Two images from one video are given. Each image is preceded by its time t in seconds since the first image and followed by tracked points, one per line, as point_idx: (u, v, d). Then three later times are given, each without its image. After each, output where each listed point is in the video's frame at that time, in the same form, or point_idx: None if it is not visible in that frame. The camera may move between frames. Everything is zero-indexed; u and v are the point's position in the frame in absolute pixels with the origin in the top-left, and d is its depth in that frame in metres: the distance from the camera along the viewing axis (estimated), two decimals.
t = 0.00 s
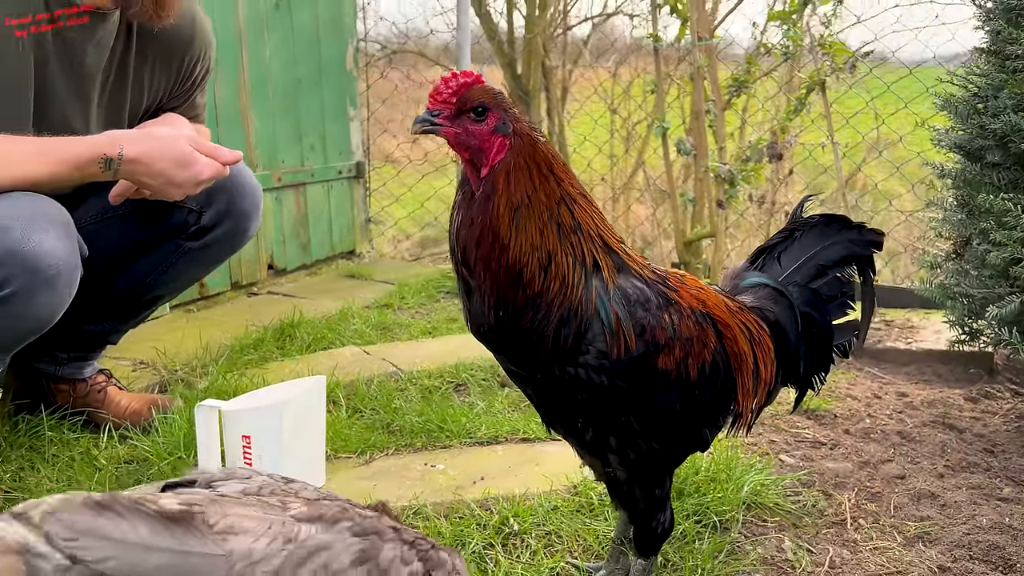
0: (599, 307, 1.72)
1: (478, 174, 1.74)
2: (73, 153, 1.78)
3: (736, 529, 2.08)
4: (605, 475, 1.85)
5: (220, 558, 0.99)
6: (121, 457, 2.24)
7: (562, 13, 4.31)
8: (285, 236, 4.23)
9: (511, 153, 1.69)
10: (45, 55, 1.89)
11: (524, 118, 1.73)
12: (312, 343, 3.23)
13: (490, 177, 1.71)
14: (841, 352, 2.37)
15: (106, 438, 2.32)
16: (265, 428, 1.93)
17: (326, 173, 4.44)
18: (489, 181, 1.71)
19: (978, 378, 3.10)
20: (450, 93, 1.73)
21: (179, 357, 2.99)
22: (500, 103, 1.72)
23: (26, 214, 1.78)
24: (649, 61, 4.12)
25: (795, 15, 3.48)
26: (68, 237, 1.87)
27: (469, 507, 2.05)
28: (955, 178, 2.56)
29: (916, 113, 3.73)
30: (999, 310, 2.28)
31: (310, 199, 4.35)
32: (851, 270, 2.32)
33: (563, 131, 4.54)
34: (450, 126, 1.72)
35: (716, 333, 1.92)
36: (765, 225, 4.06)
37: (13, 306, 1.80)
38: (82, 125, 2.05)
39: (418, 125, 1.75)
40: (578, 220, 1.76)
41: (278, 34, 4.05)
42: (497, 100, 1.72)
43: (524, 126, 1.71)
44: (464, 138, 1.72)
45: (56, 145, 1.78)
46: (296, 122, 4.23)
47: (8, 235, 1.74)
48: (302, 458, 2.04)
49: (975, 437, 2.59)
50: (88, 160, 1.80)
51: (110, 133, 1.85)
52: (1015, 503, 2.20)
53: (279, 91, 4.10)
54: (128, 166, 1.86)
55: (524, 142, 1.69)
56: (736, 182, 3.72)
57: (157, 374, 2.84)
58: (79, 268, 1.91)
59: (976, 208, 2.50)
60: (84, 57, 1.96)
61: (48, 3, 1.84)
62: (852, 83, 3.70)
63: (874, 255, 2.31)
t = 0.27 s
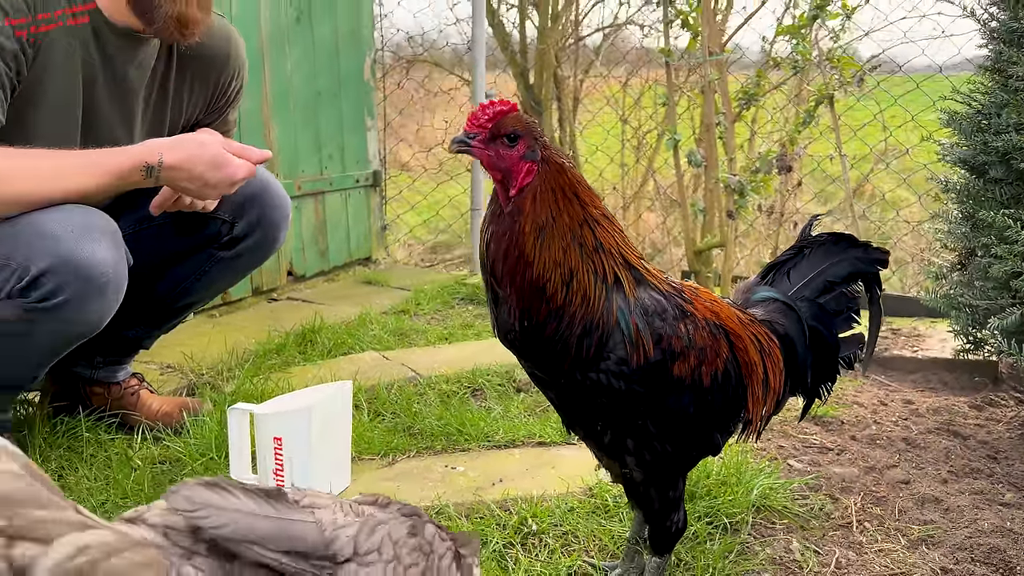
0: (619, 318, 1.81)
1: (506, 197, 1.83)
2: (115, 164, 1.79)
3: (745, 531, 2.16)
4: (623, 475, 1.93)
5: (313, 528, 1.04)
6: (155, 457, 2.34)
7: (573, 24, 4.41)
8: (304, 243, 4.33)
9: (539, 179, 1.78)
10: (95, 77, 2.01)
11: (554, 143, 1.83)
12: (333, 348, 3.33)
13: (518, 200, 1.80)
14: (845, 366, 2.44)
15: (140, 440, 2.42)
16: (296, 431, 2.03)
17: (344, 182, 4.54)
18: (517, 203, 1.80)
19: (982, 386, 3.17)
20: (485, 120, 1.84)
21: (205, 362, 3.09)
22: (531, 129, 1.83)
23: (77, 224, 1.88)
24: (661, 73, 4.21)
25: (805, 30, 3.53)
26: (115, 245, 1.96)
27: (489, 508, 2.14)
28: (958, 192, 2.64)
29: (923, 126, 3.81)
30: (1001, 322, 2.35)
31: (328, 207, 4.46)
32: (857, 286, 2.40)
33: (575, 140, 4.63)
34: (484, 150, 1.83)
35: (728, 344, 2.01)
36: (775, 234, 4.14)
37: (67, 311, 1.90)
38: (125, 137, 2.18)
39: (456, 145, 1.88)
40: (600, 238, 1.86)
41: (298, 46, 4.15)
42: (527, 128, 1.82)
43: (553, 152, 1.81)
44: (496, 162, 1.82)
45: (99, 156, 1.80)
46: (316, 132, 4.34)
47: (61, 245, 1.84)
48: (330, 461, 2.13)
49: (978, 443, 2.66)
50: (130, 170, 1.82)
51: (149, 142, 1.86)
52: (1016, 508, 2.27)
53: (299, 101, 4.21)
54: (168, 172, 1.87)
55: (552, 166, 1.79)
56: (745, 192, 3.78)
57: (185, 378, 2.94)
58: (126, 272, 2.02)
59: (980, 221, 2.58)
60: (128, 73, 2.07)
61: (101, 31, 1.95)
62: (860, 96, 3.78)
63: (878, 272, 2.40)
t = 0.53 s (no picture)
0: (643, 329, 1.90)
1: (541, 218, 1.95)
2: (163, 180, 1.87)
3: (758, 533, 2.25)
4: (643, 477, 2.02)
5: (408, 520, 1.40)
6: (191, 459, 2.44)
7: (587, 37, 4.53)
8: (325, 252, 4.44)
9: (573, 202, 1.90)
10: (140, 101, 2.13)
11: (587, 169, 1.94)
12: (355, 355, 3.43)
13: (552, 220, 1.92)
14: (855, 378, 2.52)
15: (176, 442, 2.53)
16: (329, 435, 2.14)
17: (363, 192, 4.66)
18: (551, 223, 1.91)
19: (989, 396, 3.25)
20: (524, 146, 1.95)
21: (233, 368, 3.19)
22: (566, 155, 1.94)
23: (132, 239, 2.00)
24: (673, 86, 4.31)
25: (815, 46, 3.62)
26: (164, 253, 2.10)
27: (512, 510, 2.23)
28: (964, 207, 2.72)
29: (931, 140, 3.89)
30: (1005, 334, 2.44)
31: (348, 217, 4.57)
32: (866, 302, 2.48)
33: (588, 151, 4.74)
34: (524, 175, 1.94)
35: (745, 355, 2.10)
36: (785, 245, 4.22)
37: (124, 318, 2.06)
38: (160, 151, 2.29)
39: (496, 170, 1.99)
40: (626, 255, 1.96)
41: (321, 60, 4.27)
42: (563, 155, 1.93)
43: (586, 177, 1.92)
44: (533, 186, 1.93)
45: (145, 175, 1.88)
46: (337, 144, 4.46)
47: (121, 261, 1.98)
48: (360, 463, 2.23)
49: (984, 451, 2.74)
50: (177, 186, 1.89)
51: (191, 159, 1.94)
52: (1020, 514, 2.35)
53: (321, 114, 4.32)
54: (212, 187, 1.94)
55: (585, 191, 1.90)
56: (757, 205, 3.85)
57: (215, 383, 3.04)
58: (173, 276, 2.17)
59: (985, 236, 2.66)
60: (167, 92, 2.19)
61: (144, 61, 2.06)
62: (868, 110, 3.87)
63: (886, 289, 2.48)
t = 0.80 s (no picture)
0: (667, 342, 1.99)
1: (569, 236, 2.03)
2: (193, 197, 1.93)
3: (774, 537, 2.32)
4: (668, 482, 2.09)
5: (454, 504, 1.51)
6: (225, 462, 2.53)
7: (601, 50, 4.63)
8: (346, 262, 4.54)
9: (600, 222, 2.00)
10: (179, 120, 2.22)
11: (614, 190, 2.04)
12: (378, 362, 3.52)
13: (579, 238, 2.01)
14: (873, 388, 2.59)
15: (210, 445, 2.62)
16: (361, 439, 2.22)
17: (383, 203, 4.77)
18: (579, 241, 2.01)
19: (999, 405, 3.31)
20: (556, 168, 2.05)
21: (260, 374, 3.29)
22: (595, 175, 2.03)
23: (161, 254, 2.06)
24: (686, 99, 4.40)
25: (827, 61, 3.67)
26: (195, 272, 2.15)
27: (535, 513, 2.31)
28: (975, 221, 2.79)
29: (941, 153, 3.96)
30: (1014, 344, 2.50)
31: (368, 227, 4.67)
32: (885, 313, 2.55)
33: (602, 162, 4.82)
34: (556, 196, 2.02)
35: (763, 365, 2.18)
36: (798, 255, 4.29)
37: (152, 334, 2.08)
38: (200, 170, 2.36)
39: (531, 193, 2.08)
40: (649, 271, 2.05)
41: (344, 74, 4.37)
42: (591, 175, 2.02)
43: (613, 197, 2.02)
44: (563, 206, 2.02)
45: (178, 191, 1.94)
46: (359, 156, 4.56)
47: (150, 273, 2.02)
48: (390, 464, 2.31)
49: (994, 459, 2.80)
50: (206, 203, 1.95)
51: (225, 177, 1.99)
52: None
53: (345, 127, 4.43)
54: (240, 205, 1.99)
55: (612, 212, 2.00)
56: (770, 217, 4.00)
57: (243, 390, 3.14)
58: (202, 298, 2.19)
59: (994, 249, 2.73)
60: (206, 111, 2.27)
61: (181, 81, 2.16)
62: (879, 123, 3.95)
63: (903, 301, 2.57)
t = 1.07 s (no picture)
0: (686, 366, 2.08)
1: (596, 267, 2.13)
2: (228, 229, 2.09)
3: (789, 551, 2.39)
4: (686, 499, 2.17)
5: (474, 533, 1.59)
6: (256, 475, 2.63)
7: (614, 66, 4.72)
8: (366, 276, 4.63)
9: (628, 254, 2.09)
10: (215, 151, 2.31)
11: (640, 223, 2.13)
12: (399, 376, 3.61)
13: (607, 270, 2.10)
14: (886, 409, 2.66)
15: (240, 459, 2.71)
16: (389, 454, 2.31)
17: (402, 219, 4.87)
18: (607, 272, 2.10)
19: (1009, 421, 3.36)
20: (585, 204, 2.14)
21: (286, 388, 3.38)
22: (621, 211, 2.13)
23: (193, 278, 2.14)
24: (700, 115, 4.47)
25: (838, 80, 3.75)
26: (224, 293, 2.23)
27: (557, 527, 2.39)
28: (984, 242, 2.86)
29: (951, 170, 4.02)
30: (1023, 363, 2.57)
31: (388, 242, 4.77)
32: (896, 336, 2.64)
33: (616, 177, 4.91)
34: (585, 231, 2.12)
35: (778, 386, 2.26)
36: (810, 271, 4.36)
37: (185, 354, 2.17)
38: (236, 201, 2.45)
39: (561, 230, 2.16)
40: (670, 297, 2.14)
41: (366, 95, 4.48)
42: (617, 210, 2.12)
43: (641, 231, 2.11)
44: (593, 241, 2.11)
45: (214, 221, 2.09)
46: (380, 174, 4.66)
47: (182, 297, 2.11)
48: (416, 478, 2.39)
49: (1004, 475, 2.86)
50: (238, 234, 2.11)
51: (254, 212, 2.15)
52: None
53: (367, 147, 4.53)
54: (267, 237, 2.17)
55: (639, 244, 2.09)
56: (783, 233, 3.99)
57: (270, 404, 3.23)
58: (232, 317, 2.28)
59: (1003, 269, 2.80)
60: (240, 144, 2.36)
61: (221, 114, 2.26)
62: (890, 140, 4.02)
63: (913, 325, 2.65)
